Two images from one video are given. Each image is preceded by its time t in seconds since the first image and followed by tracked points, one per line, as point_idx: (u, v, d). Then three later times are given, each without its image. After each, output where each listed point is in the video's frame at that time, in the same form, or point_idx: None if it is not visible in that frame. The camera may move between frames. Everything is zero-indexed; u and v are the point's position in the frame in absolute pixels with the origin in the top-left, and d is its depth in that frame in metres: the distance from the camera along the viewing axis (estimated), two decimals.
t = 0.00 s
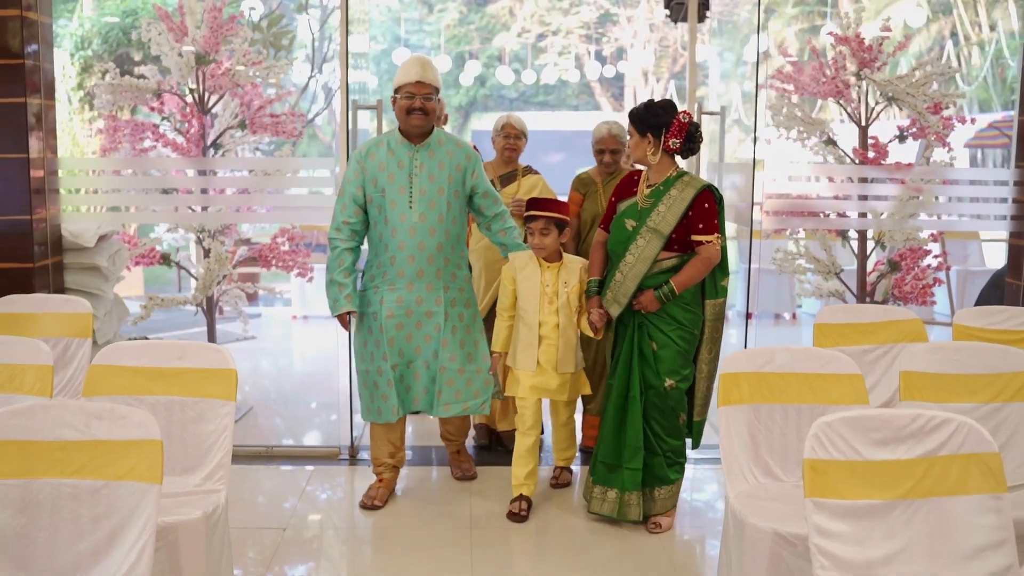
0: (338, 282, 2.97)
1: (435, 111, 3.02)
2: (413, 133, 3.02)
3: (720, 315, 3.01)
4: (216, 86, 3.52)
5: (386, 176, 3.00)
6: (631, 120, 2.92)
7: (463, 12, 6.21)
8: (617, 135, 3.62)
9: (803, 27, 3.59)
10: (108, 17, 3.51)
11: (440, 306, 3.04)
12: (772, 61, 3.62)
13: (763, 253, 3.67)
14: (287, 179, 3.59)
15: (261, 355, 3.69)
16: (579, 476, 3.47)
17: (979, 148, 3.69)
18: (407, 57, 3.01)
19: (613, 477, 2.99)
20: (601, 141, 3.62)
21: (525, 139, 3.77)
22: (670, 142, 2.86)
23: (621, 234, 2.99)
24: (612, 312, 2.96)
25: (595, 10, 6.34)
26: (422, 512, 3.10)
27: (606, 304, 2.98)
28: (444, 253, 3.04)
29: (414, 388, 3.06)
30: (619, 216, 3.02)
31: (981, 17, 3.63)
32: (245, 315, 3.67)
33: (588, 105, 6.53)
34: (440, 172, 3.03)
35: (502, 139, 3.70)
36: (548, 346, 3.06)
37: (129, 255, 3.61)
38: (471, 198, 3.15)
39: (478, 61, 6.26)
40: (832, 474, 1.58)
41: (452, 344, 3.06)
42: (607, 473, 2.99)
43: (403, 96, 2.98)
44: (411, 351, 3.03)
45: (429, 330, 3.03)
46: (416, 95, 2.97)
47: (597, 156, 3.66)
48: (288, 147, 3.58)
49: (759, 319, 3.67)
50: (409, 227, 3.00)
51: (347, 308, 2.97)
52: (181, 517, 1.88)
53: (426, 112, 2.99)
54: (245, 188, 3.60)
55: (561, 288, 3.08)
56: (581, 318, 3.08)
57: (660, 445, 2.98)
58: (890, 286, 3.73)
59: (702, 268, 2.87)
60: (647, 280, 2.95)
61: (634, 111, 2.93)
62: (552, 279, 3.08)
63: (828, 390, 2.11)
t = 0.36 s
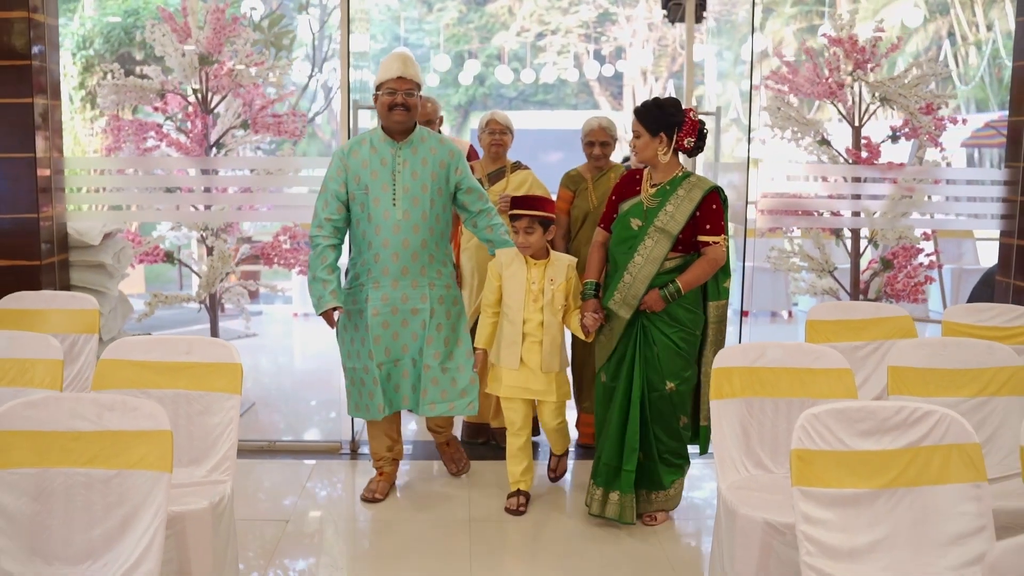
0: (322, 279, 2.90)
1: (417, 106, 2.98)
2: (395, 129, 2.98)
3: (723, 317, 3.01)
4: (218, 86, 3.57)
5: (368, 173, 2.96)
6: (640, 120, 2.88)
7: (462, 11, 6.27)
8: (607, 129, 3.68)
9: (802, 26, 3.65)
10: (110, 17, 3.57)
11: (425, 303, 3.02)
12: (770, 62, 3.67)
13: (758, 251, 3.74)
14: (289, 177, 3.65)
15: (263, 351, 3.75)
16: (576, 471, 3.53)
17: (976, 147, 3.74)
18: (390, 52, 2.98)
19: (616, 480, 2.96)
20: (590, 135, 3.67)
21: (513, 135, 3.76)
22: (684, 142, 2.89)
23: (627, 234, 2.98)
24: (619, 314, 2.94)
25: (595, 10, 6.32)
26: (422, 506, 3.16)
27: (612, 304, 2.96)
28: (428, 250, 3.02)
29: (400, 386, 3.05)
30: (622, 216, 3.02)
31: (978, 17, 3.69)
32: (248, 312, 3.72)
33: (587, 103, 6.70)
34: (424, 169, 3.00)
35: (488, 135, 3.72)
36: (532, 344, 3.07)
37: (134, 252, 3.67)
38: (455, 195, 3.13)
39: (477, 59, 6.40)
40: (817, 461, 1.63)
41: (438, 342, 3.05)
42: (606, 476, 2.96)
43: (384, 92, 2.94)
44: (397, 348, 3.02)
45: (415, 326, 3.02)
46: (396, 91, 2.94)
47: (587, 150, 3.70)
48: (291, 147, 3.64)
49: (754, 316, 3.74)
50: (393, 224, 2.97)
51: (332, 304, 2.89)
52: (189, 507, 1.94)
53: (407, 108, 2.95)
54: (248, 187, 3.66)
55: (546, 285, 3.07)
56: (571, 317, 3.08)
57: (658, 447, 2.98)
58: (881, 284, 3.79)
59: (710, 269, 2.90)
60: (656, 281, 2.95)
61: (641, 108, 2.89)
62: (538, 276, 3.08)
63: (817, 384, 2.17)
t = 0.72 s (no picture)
0: (324, 274, 2.89)
1: (412, 105, 2.99)
2: (390, 129, 2.99)
3: (725, 315, 3.03)
4: (222, 86, 3.62)
5: (363, 173, 2.98)
6: (651, 118, 2.84)
7: (461, 11, 6.32)
8: (605, 127, 3.76)
9: (801, 25, 3.70)
10: (112, 16, 3.61)
11: (417, 305, 3.01)
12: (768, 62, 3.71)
13: (755, 249, 3.79)
14: (291, 176, 3.69)
15: (267, 348, 3.80)
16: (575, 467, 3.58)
17: (973, 147, 3.79)
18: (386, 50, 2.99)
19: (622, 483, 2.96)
20: (589, 132, 3.74)
21: (511, 135, 3.81)
22: (693, 142, 2.92)
23: (627, 236, 2.95)
24: (618, 316, 2.92)
25: (594, 9, 6.40)
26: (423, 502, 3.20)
27: (611, 307, 2.94)
28: (421, 251, 3.02)
29: (393, 388, 3.04)
30: (620, 216, 2.99)
31: (975, 17, 3.73)
32: (251, 311, 3.76)
33: (587, 101, 6.70)
34: (418, 169, 3.01)
35: (486, 135, 3.76)
36: (524, 344, 3.06)
37: (139, 250, 3.71)
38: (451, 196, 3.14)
39: (477, 58, 6.41)
40: (808, 453, 1.69)
41: (430, 344, 3.04)
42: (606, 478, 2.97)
43: (379, 91, 2.96)
44: (390, 349, 3.02)
45: (408, 329, 3.02)
46: (391, 91, 2.95)
47: (585, 148, 3.76)
48: (293, 147, 3.68)
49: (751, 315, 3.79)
50: (386, 224, 2.98)
51: (337, 295, 2.87)
52: (197, 498, 1.99)
53: (402, 107, 2.96)
54: (251, 187, 3.70)
55: (539, 286, 3.07)
56: (567, 319, 3.07)
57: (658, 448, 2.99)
58: (876, 282, 3.84)
59: (714, 271, 2.90)
60: (659, 284, 2.95)
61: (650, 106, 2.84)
62: (532, 277, 3.08)
63: (812, 380, 2.22)
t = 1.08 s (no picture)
0: (331, 280, 2.93)
1: (420, 109, 3.03)
2: (398, 133, 3.02)
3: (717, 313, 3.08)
4: (228, 87, 3.67)
5: (369, 176, 3.01)
6: (648, 120, 2.87)
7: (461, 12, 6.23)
8: (609, 131, 3.81)
9: (800, 25, 3.76)
10: (116, 16, 3.66)
11: (417, 311, 3.01)
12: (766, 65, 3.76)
13: (752, 249, 3.84)
14: (294, 175, 3.73)
15: (271, 346, 3.85)
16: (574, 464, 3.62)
17: (971, 147, 3.84)
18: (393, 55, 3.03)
19: (623, 491, 2.96)
20: (593, 135, 3.79)
21: (517, 141, 3.84)
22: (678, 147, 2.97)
23: (618, 243, 2.95)
24: (618, 325, 2.93)
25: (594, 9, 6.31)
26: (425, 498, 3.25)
27: (611, 317, 2.93)
28: (423, 257, 3.03)
29: (391, 395, 3.04)
30: (609, 223, 2.97)
31: (974, 16, 3.78)
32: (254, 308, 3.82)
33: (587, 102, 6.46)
34: (423, 174, 3.03)
35: (492, 140, 3.79)
36: (520, 352, 3.04)
37: (146, 249, 3.77)
38: (455, 202, 3.14)
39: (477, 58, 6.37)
40: (803, 446, 1.74)
41: (430, 350, 3.04)
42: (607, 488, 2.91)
43: (387, 95, 3.00)
44: (388, 356, 3.02)
45: (407, 336, 3.01)
46: (399, 95, 2.99)
47: (589, 152, 3.81)
48: (297, 147, 3.72)
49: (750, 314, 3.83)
50: (389, 229, 2.99)
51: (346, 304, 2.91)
52: (208, 491, 2.04)
53: (411, 111, 3.00)
54: (255, 186, 3.75)
55: (536, 293, 3.06)
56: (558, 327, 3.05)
57: (654, 454, 2.96)
58: (873, 281, 3.88)
59: (709, 270, 2.99)
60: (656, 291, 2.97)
61: (646, 109, 2.88)
62: (528, 283, 3.08)
63: (806, 377, 2.27)
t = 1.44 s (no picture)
0: (326, 284, 2.99)
1: (429, 108, 3.07)
2: (408, 131, 3.07)
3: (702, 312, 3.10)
4: (231, 88, 3.71)
5: (377, 174, 3.05)
6: (638, 117, 2.89)
7: (461, 10, 6.23)
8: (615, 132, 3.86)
9: (799, 25, 3.79)
10: (118, 18, 3.70)
11: (425, 311, 3.06)
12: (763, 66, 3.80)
13: (750, 248, 3.88)
14: (297, 176, 3.78)
15: (274, 345, 3.89)
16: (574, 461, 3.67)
17: (969, 146, 3.89)
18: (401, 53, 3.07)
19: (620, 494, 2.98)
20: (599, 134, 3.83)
21: (526, 139, 3.89)
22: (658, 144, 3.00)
23: (606, 244, 2.96)
24: (614, 327, 2.94)
25: (594, 9, 6.38)
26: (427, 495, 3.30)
27: (605, 320, 2.94)
28: (432, 257, 3.07)
29: (394, 396, 3.08)
30: (594, 224, 2.98)
31: (972, 16, 3.83)
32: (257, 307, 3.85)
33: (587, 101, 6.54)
34: (433, 172, 3.07)
35: (501, 137, 3.83)
36: (516, 356, 3.05)
37: (151, 249, 3.81)
38: (463, 202, 3.19)
39: (477, 58, 6.32)
40: (797, 441, 1.78)
41: (435, 351, 3.08)
42: (606, 492, 2.92)
43: (396, 92, 3.04)
44: (393, 356, 3.06)
45: (415, 336, 3.06)
46: (408, 93, 3.03)
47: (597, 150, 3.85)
48: (299, 147, 3.77)
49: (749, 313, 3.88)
50: (397, 228, 3.03)
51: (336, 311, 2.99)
52: (216, 485, 2.08)
53: (420, 109, 3.04)
54: (259, 187, 3.79)
55: (531, 295, 3.06)
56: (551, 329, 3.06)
57: (650, 454, 3.00)
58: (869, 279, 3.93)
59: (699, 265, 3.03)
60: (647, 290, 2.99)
61: (635, 105, 2.89)
62: (524, 286, 3.07)
63: (802, 373, 2.31)
